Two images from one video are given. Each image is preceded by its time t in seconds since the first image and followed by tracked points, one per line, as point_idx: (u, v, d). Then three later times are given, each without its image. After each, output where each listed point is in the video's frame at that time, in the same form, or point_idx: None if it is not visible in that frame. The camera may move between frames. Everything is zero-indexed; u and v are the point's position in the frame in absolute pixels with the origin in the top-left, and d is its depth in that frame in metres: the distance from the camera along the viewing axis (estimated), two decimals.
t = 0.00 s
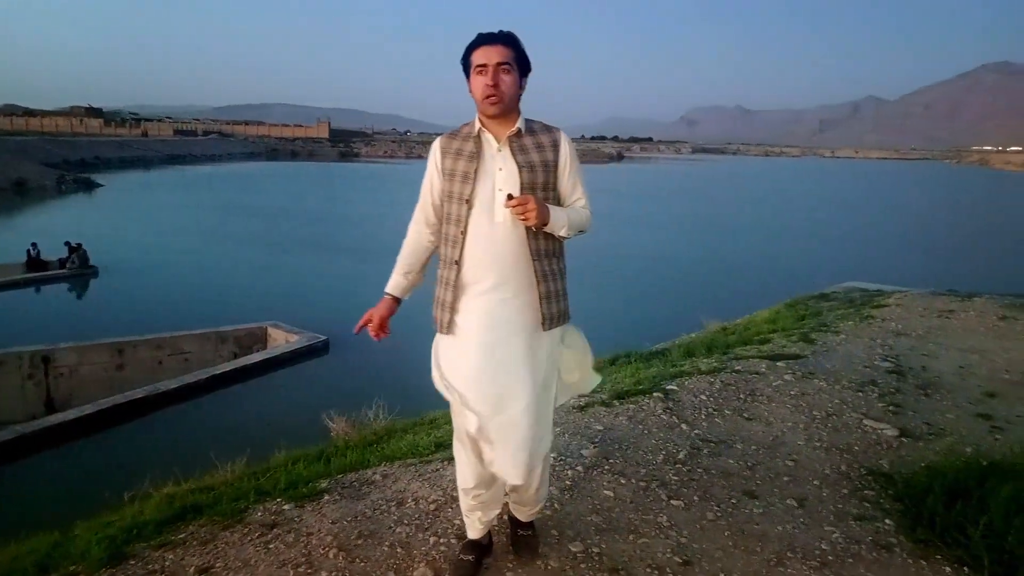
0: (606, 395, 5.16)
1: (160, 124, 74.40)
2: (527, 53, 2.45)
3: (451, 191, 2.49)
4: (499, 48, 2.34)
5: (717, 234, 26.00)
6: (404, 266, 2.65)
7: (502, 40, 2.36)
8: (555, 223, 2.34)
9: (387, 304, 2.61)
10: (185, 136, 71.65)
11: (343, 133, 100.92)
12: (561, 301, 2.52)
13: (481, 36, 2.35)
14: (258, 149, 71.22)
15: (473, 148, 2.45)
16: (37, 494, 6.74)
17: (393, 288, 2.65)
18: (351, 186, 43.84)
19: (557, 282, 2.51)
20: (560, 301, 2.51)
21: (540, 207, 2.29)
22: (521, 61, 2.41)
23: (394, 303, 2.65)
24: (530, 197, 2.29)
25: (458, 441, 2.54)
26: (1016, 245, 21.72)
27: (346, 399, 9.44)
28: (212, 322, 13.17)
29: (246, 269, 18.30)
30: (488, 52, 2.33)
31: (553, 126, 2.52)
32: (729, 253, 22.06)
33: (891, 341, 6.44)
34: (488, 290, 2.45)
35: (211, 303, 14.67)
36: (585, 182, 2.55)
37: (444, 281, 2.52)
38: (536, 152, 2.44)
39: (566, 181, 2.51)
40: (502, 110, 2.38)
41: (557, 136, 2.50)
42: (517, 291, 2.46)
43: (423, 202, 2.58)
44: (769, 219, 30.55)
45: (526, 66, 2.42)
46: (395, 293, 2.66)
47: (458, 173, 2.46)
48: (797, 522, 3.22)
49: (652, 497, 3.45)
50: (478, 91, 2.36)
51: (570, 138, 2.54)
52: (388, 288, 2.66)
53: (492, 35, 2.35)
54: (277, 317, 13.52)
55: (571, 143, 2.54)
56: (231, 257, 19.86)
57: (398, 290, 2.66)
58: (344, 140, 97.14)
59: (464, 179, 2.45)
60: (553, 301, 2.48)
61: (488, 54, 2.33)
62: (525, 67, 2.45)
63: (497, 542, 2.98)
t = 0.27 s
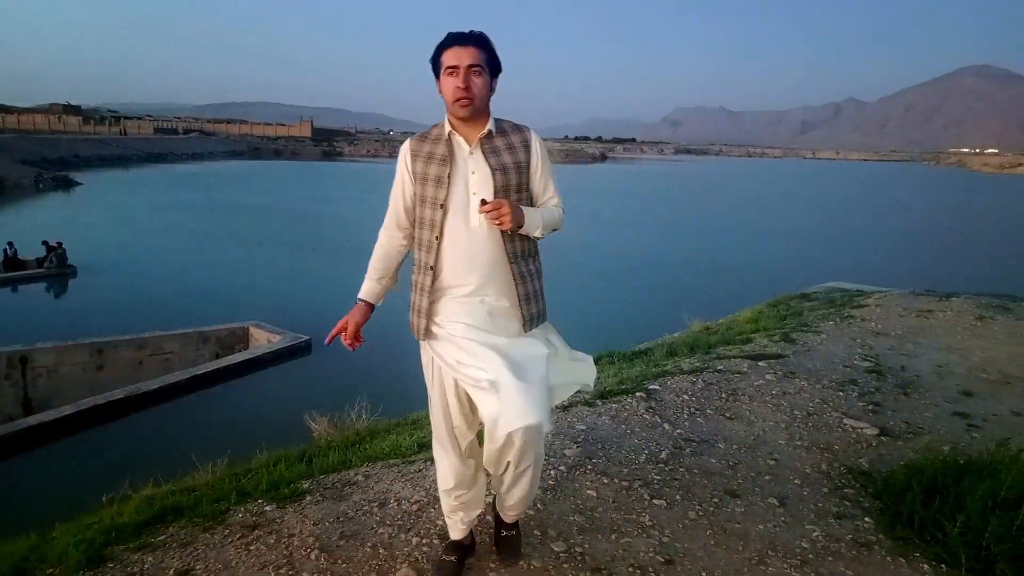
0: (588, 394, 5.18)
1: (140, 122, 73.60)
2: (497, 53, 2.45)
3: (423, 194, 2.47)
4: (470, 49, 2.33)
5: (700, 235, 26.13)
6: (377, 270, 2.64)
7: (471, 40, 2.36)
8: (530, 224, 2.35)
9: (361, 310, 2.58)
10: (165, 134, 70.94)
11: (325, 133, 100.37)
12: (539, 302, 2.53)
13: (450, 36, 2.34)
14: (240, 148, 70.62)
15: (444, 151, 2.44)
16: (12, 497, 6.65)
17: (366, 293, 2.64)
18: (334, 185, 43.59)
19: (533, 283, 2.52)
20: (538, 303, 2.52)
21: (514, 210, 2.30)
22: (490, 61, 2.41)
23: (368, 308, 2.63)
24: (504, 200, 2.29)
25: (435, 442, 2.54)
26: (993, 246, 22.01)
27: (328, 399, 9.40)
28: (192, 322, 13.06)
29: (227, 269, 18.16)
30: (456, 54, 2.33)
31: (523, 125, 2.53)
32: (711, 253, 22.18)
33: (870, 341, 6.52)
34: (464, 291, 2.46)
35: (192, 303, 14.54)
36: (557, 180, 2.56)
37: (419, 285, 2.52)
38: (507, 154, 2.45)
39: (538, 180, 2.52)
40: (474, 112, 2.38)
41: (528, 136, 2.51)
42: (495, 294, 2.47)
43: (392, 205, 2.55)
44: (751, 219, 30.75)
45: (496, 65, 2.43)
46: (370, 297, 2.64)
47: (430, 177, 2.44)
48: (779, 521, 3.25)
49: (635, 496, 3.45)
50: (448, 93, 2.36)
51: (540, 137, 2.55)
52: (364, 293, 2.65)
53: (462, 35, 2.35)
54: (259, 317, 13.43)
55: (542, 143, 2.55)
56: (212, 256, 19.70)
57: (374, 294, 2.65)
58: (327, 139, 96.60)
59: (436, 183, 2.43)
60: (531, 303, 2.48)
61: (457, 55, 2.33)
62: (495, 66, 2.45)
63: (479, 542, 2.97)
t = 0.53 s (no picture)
0: (579, 394, 5.18)
1: (130, 119, 73.15)
2: (477, 50, 2.43)
3: (409, 197, 2.48)
4: (449, 50, 2.32)
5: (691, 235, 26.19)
6: (370, 275, 2.65)
7: (450, 40, 2.34)
8: (514, 221, 2.34)
9: (356, 315, 2.60)
10: (155, 132, 70.48)
11: (317, 131, 100.04)
12: (529, 299, 2.51)
13: (429, 36, 2.33)
14: (230, 146, 70.28)
15: (428, 152, 2.44)
16: None
17: (361, 298, 2.65)
18: (325, 184, 43.43)
19: (523, 280, 2.51)
20: (527, 299, 2.50)
21: (496, 208, 2.29)
22: (471, 60, 2.39)
23: (364, 312, 2.65)
24: (487, 198, 2.28)
25: (424, 441, 2.55)
26: (981, 247, 22.18)
27: (317, 398, 9.36)
28: (181, 320, 12.99)
29: (216, 267, 18.07)
30: (435, 54, 2.32)
31: (507, 122, 2.52)
32: (702, 254, 22.22)
33: (859, 341, 6.55)
34: (451, 291, 2.45)
35: (181, 301, 14.47)
36: (543, 176, 2.55)
37: (407, 287, 2.52)
38: (492, 150, 2.44)
39: (524, 177, 2.51)
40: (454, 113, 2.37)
41: (512, 132, 2.50)
42: (484, 293, 2.45)
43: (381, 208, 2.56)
44: (742, 220, 30.81)
45: (476, 64, 2.41)
46: (365, 302, 2.65)
47: (415, 179, 2.45)
48: (767, 520, 3.26)
49: (624, 495, 3.46)
50: (429, 94, 2.36)
51: (526, 133, 2.53)
52: (357, 298, 2.65)
53: (441, 35, 2.33)
54: (248, 316, 13.37)
55: (527, 138, 2.53)
56: (202, 255, 19.60)
57: (368, 299, 2.65)
58: (318, 137, 96.23)
59: (421, 185, 2.44)
60: (519, 300, 2.46)
61: (435, 56, 2.32)
62: (476, 64, 2.43)
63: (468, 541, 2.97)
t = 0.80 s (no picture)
0: (582, 391, 5.18)
1: (132, 115, 73.15)
2: (482, 47, 2.43)
3: (412, 194, 2.50)
4: (452, 45, 2.32)
5: (694, 232, 26.15)
6: (383, 273, 2.66)
7: (455, 35, 2.34)
8: (512, 218, 2.32)
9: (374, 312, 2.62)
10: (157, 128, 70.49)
11: (319, 128, 100.05)
12: (531, 296, 2.49)
13: (433, 31, 2.33)
14: (233, 142, 70.30)
15: (429, 149, 2.44)
16: None
17: (377, 295, 2.68)
18: (328, 180, 43.42)
19: (525, 277, 2.49)
20: (529, 296, 2.48)
21: (494, 205, 2.27)
22: (474, 57, 2.39)
23: (381, 309, 2.67)
24: (484, 194, 2.27)
25: (426, 437, 2.55)
26: (983, 245, 22.14)
27: (318, 394, 9.36)
28: (183, 316, 13.00)
29: (219, 263, 18.08)
30: (438, 49, 2.32)
31: (510, 117, 2.49)
32: (704, 252, 22.18)
33: (862, 339, 6.54)
34: (449, 288, 2.46)
35: (184, 297, 14.47)
36: (547, 171, 2.51)
37: (409, 284, 2.54)
38: (493, 146, 2.42)
39: (526, 172, 2.48)
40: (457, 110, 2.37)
41: (514, 127, 2.47)
42: (481, 290, 2.44)
43: (387, 205, 2.58)
44: (745, 217, 30.76)
45: (480, 61, 2.41)
46: (380, 300, 2.67)
47: (417, 175, 2.47)
48: (769, 517, 3.26)
49: (627, 492, 3.47)
50: (431, 89, 2.35)
51: (529, 128, 2.50)
52: (373, 296, 2.68)
53: (445, 30, 2.34)
54: (250, 312, 13.37)
55: (531, 134, 2.50)
56: (204, 251, 19.61)
57: (383, 297, 2.67)
58: (321, 134, 96.19)
59: (423, 182, 2.45)
60: (521, 297, 2.44)
61: (438, 51, 2.32)
62: (481, 61, 2.43)
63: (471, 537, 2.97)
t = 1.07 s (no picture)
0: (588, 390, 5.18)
1: (139, 114, 73.42)
2: (494, 47, 2.42)
3: (425, 193, 2.52)
4: (462, 43, 2.32)
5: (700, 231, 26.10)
6: (405, 271, 2.66)
7: (466, 33, 2.34)
8: (519, 217, 2.27)
9: (398, 312, 2.65)
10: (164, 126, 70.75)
11: (325, 126, 100.22)
12: (544, 296, 2.44)
13: (445, 31, 2.34)
14: (239, 141, 70.49)
15: (440, 148, 2.46)
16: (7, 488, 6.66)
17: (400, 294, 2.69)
18: (334, 179, 43.51)
19: (537, 277, 2.44)
20: (541, 297, 2.43)
21: (498, 204, 2.24)
22: (486, 55, 2.38)
23: (404, 308, 2.68)
24: (489, 193, 2.24)
25: (435, 432, 2.54)
26: (991, 243, 22.04)
27: (324, 392, 9.37)
28: (190, 314, 13.05)
29: (225, 261, 18.14)
30: (449, 48, 2.32)
31: (523, 115, 2.44)
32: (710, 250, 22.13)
33: (870, 338, 6.51)
34: (455, 287, 2.45)
35: (190, 295, 14.53)
36: (562, 169, 2.45)
37: (421, 282, 2.56)
38: (504, 145, 2.38)
39: (539, 171, 2.42)
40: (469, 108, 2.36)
41: (526, 125, 2.42)
42: (486, 290, 2.42)
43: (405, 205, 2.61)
44: (751, 216, 30.70)
45: (492, 60, 2.40)
46: (403, 299, 2.67)
47: (429, 174, 2.49)
48: (775, 516, 3.26)
49: (633, 490, 3.47)
50: (441, 88, 2.34)
51: (543, 125, 2.44)
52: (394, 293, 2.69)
53: (456, 29, 2.34)
54: (257, 310, 13.41)
55: (547, 131, 2.44)
56: (211, 249, 19.69)
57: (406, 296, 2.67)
58: (327, 132, 96.38)
59: (433, 181, 2.48)
60: (531, 297, 2.40)
61: (449, 50, 2.32)
62: (493, 60, 2.42)
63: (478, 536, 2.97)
